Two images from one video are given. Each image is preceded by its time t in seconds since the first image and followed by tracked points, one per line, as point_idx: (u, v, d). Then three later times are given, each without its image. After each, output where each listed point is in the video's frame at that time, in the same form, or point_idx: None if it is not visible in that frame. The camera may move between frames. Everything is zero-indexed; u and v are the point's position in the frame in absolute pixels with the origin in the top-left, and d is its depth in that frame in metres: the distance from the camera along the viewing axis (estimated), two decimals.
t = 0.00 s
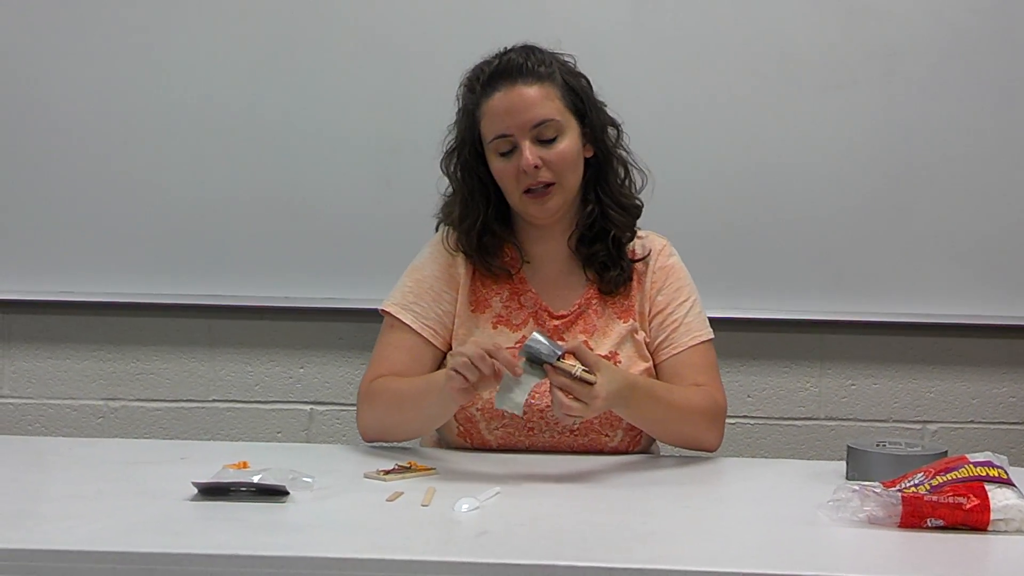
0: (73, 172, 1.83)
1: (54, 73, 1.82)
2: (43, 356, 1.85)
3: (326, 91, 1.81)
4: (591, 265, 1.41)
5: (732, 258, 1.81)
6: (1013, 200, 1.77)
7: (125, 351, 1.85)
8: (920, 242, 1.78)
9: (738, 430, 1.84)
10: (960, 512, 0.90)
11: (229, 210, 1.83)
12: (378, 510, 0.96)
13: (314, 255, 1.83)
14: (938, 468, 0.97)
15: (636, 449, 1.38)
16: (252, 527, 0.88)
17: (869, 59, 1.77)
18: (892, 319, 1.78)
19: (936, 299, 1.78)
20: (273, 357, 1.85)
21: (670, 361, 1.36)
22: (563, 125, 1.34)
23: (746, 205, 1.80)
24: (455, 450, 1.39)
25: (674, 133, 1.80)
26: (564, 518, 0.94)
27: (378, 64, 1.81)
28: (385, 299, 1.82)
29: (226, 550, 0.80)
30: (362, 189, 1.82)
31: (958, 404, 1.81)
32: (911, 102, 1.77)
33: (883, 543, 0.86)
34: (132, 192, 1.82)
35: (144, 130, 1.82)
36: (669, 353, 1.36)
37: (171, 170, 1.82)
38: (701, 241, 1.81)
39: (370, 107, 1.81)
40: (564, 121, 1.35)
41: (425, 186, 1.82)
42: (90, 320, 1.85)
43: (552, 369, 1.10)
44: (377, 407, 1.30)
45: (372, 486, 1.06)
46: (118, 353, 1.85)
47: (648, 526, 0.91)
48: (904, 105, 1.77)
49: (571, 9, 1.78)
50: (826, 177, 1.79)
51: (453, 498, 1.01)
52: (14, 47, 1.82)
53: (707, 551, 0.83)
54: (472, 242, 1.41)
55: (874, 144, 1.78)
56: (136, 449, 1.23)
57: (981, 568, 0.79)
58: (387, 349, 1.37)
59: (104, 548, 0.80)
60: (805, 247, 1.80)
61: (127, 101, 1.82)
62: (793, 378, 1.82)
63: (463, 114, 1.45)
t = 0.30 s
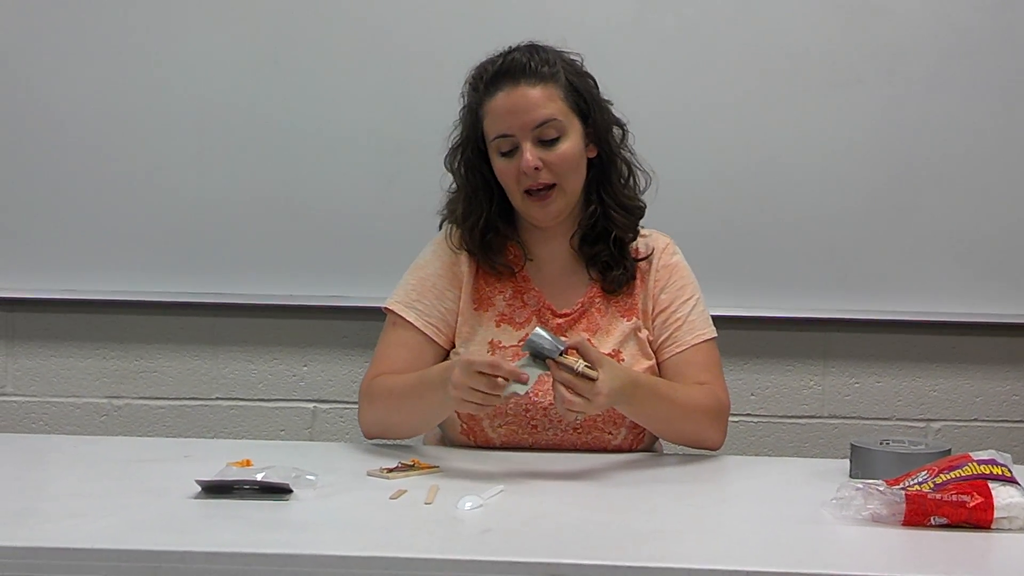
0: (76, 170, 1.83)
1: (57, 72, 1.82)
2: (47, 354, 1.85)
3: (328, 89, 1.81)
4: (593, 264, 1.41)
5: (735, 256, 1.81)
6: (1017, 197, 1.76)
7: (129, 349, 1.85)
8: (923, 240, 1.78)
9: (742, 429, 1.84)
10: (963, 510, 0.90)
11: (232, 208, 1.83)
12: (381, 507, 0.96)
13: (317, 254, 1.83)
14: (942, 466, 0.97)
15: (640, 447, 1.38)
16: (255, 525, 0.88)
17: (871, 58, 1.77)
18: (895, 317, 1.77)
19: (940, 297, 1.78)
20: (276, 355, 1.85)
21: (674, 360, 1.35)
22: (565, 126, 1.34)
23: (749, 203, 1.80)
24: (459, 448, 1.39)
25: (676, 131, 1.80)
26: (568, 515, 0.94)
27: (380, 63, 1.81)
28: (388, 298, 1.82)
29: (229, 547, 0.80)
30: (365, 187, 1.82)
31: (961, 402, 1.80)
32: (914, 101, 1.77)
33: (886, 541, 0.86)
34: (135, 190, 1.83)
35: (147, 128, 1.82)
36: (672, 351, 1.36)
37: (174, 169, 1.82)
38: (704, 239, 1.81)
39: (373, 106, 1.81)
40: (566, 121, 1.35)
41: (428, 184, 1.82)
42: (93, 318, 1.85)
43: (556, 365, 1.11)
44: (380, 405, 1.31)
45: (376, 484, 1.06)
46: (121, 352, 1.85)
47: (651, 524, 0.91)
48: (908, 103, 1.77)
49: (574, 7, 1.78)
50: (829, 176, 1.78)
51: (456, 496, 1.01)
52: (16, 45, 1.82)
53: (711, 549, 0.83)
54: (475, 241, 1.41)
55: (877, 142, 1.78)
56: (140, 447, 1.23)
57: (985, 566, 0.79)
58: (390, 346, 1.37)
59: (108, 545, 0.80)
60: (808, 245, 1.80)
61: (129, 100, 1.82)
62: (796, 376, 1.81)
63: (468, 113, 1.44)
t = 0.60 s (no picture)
0: (79, 170, 1.83)
1: (60, 72, 1.83)
2: (51, 353, 1.86)
3: (331, 89, 1.81)
4: (597, 263, 1.41)
5: (738, 255, 1.80)
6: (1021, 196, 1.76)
7: (133, 348, 1.86)
8: (927, 239, 1.78)
9: (745, 427, 1.84)
10: (967, 508, 0.90)
11: (235, 208, 1.83)
12: (384, 506, 0.96)
13: (321, 253, 1.83)
14: (945, 464, 0.96)
15: (643, 446, 1.38)
16: (258, 524, 0.88)
17: (873, 56, 1.76)
18: (899, 316, 1.77)
19: (944, 296, 1.78)
20: (280, 353, 1.85)
21: (677, 359, 1.35)
22: (567, 127, 1.34)
23: (752, 202, 1.79)
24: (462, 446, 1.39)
25: (679, 130, 1.79)
26: (571, 514, 0.94)
27: (383, 62, 1.81)
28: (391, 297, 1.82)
29: (231, 546, 0.80)
30: (368, 187, 1.82)
31: (966, 401, 1.80)
32: (917, 99, 1.76)
33: (889, 540, 0.86)
34: (138, 189, 1.83)
35: (151, 128, 1.82)
36: (676, 351, 1.36)
37: (177, 168, 1.82)
38: (707, 238, 1.81)
39: (376, 105, 1.81)
40: (569, 122, 1.34)
41: (431, 183, 1.82)
42: (97, 317, 1.85)
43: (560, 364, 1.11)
44: (379, 402, 1.31)
45: (379, 482, 1.07)
46: (125, 351, 1.86)
47: (655, 523, 0.91)
48: (911, 102, 1.77)
49: (576, 6, 1.78)
50: (832, 174, 1.78)
51: (459, 495, 1.01)
52: (20, 45, 1.82)
53: (714, 548, 0.83)
54: (478, 240, 1.41)
55: (881, 141, 1.77)
56: (144, 445, 1.24)
57: (988, 565, 0.79)
58: (392, 344, 1.37)
59: (110, 544, 0.81)
60: (812, 244, 1.79)
61: (133, 99, 1.82)
62: (800, 375, 1.81)
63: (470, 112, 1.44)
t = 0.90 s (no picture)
0: (85, 170, 1.84)
1: (66, 73, 1.83)
2: (57, 353, 1.86)
3: (335, 90, 1.82)
4: (602, 263, 1.41)
5: (743, 255, 1.80)
6: None
7: (139, 348, 1.86)
8: (933, 239, 1.77)
9: (751, 428, 1.84)
10: (973, 509, 0.89)
11: (240, 208, 1.83)
12: (389, 507, 0.96)
13: (325, 254, 1.83)
14: (951, 465, 0.97)
15: (648, 446, 1.38)
16: (262, 524, 0.88)
17: (878, 55, 1.76)
18: (905, 316, 1.77)
19: (950, 296, 1.77)
20: (285, 354, 1.85)
21: (682, 359, 1.35)
22: (575, 126, 1.34)
23: (757, 202, 1.79)
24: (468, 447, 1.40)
25: (683, 130, 1.79)
26: (576, 515, 0.94)
27: (387, 63, 1.81)
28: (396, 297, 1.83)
29: (236, 546, 0.80)
30: (372, 187, 1.82)
31: (972, 401, 1.80)
32: (923, 98, 1.76)
33: (894, 540, 0.86)
34: (144, 190, 1.83)
35: (155, 129, 1.83)
36: (680, 351, 1.36)
37: (182, 169, 1.83)
38: (712, 237, 1.81)
39: (380, 106, 1.81)
40: (576, 121, 1.34)
41: (435, 184, 1.82)
42: (103, 318, 1.86)
43: (564, 367, 1.10)
44: (383, 403, 1.31)
45: (384, 483, 1.07)
46: (131, 351, 1.86)
47: (659, 523, 0.91)
48: (916, 102, 1.76)
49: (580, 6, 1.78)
50: (838, 174, 1.78)
51: (464, 495, 1.01)
52: (25, 47, 1.83)
53: (718, 548, 0.82)
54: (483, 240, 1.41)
55: (886, 141, 1.77)
56: (149, 446, 1.24)
57: (993, 565, 0.79)
58: (396, 345, 1.38)
59: (115, 544, 0.81)
60: (816, 244, 1.79)
61: (137, 100, 1.82)
62: (805, 375, 1.81)
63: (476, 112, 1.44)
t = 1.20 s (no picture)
0: (89, 169, 1.84)
1: (70, 72, 1.83)
2: (62, 353, 1.86)
3: (339, 89, 1.82)
4: (608, 262, 1.40)
5: (748, 254, 1.80)
6: None
7: (143, 347, 1.86)
8: (938, 237, 1.77)
9: (756, 427, 1.84)
10: (979, 507, 0.89)
11: (244, 208, 1.83)
12: (396, 506, 0.97)
13: (330, 253, 1.83)
14: (958, 464, 0.96)
15: (654, 446, 1.38)
16: (270, 523, 0.88)
17: (882, 54, 1.76)
18: (909, 315, 1.77)
19: (955, 295, 1.77)
20: (290, 353, 1.85)
21: (688, 358, 1.35)
22: (581, 120, 1.34)
23: (761, 201, 1.79)
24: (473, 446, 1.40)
25: (687, 129, 1.79)
26: (583, 513, 0.94)
27: (390, 62, 1.81)
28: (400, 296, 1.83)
29: (243, 546, 0.80)
30: (376, 186, 1.82)
31: (978, 399, 1.80)
32: (928, 97, 1.76)
33: (900, 539, 0.86)
34: (148, 189, 1.83)
35: (160, 128, 1.83)
36: (686, 350, 1.36)
37: (186, 168, 1.83)
38: (717, 236, 1.80)
39: (384, 105, 1.81)
40: (583, 116, 1.34)
41: (440, 182, 1.82)
42: (108, 317, 1.86)
43: (567, 363, 1.10)
44: (388, 400, 1.31)
45: (390, 482, 1.07)
46: (136, 350, 1.86)
47: (666, 522, 0.91)
48: (920, 101, 1.76)
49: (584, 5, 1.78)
50: (843, 173, 1.78)
51: (470, 494, 1.01)
52: (29, 46, 1.83)
53: (726, 547, 0.83)
54: (488, 237, 1.41)
55: (890, 139, 1.77)
56: (156, 445, 1.24)
57: (1000, 564, 0.78)
58: (402, 342, 1.38)
59: (122, 544, 0.81)
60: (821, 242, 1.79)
61: (141, 99, 1.82)
62: (810, 374, 1.81)
63: (483, 108, 1.44)
